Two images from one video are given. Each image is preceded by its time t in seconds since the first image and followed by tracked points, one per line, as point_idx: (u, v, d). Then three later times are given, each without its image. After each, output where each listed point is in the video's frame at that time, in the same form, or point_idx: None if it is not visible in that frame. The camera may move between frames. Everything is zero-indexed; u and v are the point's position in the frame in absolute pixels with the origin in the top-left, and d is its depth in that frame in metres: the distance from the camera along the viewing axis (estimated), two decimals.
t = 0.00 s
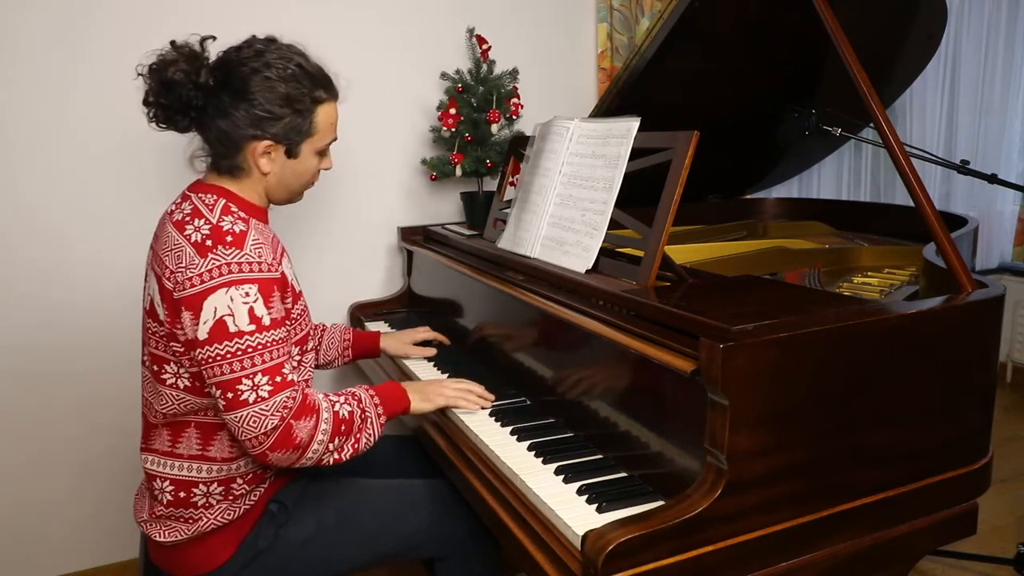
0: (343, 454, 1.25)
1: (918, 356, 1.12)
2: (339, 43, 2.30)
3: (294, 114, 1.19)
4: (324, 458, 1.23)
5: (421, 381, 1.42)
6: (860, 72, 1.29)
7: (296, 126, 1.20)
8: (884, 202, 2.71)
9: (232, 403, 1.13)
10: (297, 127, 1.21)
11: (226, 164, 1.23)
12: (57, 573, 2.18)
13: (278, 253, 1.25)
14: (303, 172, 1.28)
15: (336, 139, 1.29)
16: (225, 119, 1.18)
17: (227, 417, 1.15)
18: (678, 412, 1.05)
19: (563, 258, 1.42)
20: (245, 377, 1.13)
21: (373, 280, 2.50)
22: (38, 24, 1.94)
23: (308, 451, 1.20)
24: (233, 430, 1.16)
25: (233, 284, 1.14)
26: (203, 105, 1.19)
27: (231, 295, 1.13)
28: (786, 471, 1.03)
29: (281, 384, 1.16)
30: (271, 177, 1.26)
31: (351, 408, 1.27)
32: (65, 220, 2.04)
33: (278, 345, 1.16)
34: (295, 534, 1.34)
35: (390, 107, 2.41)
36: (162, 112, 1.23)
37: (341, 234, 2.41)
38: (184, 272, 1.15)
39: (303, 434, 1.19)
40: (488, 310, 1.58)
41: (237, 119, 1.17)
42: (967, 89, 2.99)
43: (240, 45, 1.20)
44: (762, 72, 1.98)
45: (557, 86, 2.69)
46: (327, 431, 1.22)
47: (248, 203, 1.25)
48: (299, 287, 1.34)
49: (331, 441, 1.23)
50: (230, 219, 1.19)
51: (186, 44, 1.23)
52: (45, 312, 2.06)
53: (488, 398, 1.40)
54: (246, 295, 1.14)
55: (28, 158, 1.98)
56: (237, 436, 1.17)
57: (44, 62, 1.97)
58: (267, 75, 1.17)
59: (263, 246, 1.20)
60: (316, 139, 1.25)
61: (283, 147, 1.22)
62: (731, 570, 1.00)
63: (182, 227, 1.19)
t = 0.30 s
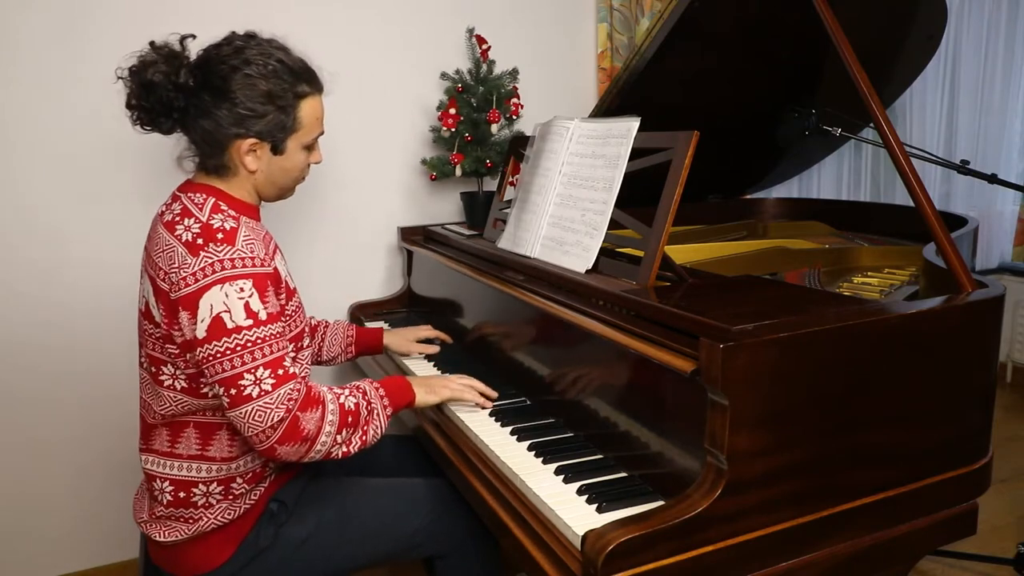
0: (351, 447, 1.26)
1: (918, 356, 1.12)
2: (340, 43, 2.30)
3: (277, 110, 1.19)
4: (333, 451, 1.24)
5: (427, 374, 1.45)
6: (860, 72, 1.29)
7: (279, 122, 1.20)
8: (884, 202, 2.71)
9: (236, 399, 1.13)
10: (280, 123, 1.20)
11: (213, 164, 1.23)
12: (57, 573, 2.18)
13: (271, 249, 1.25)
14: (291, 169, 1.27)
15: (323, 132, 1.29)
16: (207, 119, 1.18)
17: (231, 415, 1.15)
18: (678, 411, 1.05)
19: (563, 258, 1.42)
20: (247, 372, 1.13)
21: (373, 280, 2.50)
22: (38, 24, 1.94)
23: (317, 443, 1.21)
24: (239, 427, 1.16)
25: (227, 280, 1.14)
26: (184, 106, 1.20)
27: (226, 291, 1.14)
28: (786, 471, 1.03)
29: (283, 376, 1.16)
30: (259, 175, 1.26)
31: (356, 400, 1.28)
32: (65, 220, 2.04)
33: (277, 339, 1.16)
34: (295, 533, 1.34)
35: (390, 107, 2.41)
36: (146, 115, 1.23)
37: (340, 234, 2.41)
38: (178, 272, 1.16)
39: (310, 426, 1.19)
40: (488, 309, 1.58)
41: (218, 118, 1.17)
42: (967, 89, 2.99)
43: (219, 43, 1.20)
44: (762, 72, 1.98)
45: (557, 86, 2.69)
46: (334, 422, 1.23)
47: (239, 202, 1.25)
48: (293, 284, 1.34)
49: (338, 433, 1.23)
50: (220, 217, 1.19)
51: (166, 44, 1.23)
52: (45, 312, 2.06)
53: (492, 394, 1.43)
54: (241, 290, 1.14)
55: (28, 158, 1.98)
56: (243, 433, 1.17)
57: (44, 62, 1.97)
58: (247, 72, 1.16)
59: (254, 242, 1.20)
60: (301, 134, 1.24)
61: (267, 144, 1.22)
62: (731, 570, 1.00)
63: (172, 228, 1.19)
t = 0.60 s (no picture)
0: (364, 433, 1.26)
1: (918, 356, 1.12)
2: (341, 43, 2.31)
3: (251, 104, 1.19)
4: (347, 437, 1.24)
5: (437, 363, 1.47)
6: (860, 72, 1.29)
7: (254, 116, 1.19)
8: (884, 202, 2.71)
9: (242, 395, 1.14)
10: (256, 118, 1.20)
11: (193, 165, 1.23)
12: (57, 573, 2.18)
13: (258, 246, 1.25)
14: (273, 164, 1.27)
15: (302, 124, 1.28)
16: (182, 119, 1.18)
17: (240, 412, 1.16)
18: (678, 411, 1.05)
19: (563, 258, 1.42)
20: (250, 367, 1.13)
21: (373, 280, 2.50)
22: (38, 24, 1.94)
23: (329, 431, 1.21)
24: (249, 423, 1.17)
25: (217, 280, 1.14)
26: (157, 109, 1.20)
27: (217, 290, 1.14)
28: (786, 471, 1.03)
29: (287, 367, 1.16)
30: (240, 172, 1.25)
31: (365, 385, 1.28)
32: (65, 220, 2.04)
33: (275, 331, 1.17)
34: (293, 535, 1.34)
35: (390, 107, 2.41)
36: (119, 122, 1.24)
37: (340, 234, 2.41)
38: (166, 276, 1.16)
39: (321, 415, 1.20)
40: (486, 308, 1.58)
41: (192, 117, 1.17)
42: (967, 89, 2.99)
43: (188, 42, 1.20)
44: (762, 72, 1.98)
45: (557, 86, 2.69)
46: (345, 408, 1.23)
47: (223, 203, 1.25)
48: (282, 283, 1.34)
49: (350, 419, 1.24)
50: (203, 218, 1.19)
51: (135, 48, 1.24)
52: (46, 312, 2.06)
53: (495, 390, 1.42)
54: (232, 288, 1.14)
55: (27, 158, 1.98)
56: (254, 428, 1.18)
57: (44, 62, 1.97)
58: (216, 69, 1.16)
59: (240, 240, 1.20)
60: (279, 127, 1.24)
61: (245, 140, 1.22)
62: (732, 570, 1.00)
63: (156, 231, 1.20)
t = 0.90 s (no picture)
0: (364, 425, 1.26)
1: (918, 356, 1.12)
2: (339, 42, 2.30)
3: (219, 97, 1.19)
4: (346, 430, 1.24)
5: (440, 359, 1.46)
6: (860, 72, 1.29)
7: (223, 109, 1.19)
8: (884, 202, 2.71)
9: (236, 392, 1.14)
10: (225, 111, 1.20)
11: (169, 165, 1.23)
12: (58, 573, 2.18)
13: (238, 247, 1.26)
14: (250, 160, 1.26)
15: (276, 118, 1.28)
16: (152, 118, 1.19)
17: (236, 410, 1.16)
18: (677, 411, 1.05)
19: (563, 258, 1.42)
20: (241, 363, 1.14)
21: (373, 280, 2.50)
22: (38, 24, 1.94)
23: (327, 423, 1.21)
24: (246, 419, 1.17)
25: (199, 280, 1.15)
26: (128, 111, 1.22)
27: (200, 291, 1.14)
28: (786, 471, 1.03)
29: (278, 362, 1.16)
30: (217, 169, 1.25)
31: (364, 377, 1.27)
32: (64, 221, 2.04)
33: (264, 327, 1.18)
34: (291, 538, 1.34)
35: (391, 107, 2.41)
36: (95, 127, 1.26)
37: (340, 235, 2.41)
38: (148, 280, 1.17)
39: (319, 406, 1.20)
40: (487, 308, 1.58)
41: (162, 115, 1.18)
42: (967, 89, 2.99)
43: (154, 42, 1.21)
44: (762, 72, 1.98)
45: (557, 86, 2.69)
46: (343, 401, 1.23)
47: (201, 203, 1.25)
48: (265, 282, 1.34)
49: (349, 411, 1.23)
50: (181, 220, 1.20)
51: (106, 53, 1.25)
52: (46, 312, 2.06)
53: (495, 390, 1.41)
54: (215, 288, 1.15)
55: (26, 159, 1.98)
56: (252, 424, 1.18)
57: (45, 63, 1.97)
58: (182, 64, 1.17)
59: (219, 239, 1.21)
60: (252, 120, 1.24)
61: (218, 135, 1.22)
62: (732, 570, 1.00)
63: (135, 235, 1.20)
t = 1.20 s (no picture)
0: (358, 419, 1.26)
1: (918, 356, 1.12)
2: (338, 40, 2.30)
3: (199, 92, 1.20)
4: (340, 424, 1.24)
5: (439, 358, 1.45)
6: (860, 72, 1.29)
7: (203, 103, 1.20)
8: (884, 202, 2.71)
9: (225, 383, 1.15)
10: (205, 105, 1.21)
11: (150, 161, 1.23)
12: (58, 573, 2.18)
13: (223, 244, 1.26)
14: (230, 155, 1.26)
15: (256, 116, 1.29)
16: (133, 113, 1.20)
17: (225, 401, 1.17)
18: (677, 411, 1.05)
19: (563, 258, 1.42)
20: (229, 355, 1.15)
21: (373, 280, 2.50)
22: (38, 24, 1.94)
23: (319, 414, 1.22)
24: (237, 411, 1.18)
25: (183, 275, 1.15)
26: (110, 109, 1.23)
27: (185, 286, 1.15)
28: (786, 471, 1.03)
29: (265, 353, 1.17)
30: (197, 165, 1.25)
31: (359, 372, 1.28)
32: (63, 221, 2.04)
33: (250, 319, 1.18)
34: (289, 535, 1.34)
35: (391, 107, 2.41)
36: (78, 128, 1.27)
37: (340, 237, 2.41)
38: (133, 278, 1.17)
39: (310, 397, 1.21)
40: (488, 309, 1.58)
41: (142, 109, 1.19)
42: (967, 89, 2.99)
43: (137, 42, 1.23)
44: (762, 72, 1.98)
45: (557, 86, 2.69)
46: (336, 393, 1.24)
47: (184, 203, 1.25)
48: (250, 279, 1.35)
49: (342, 403, 1.24)
50: (164, 218, 1.20)
51: (90, 56, 1.28)
52: (46, 312, 2.06)
53: (496, 390, 1.40)
54: (200, 282, 1.15)
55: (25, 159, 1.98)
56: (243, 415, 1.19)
57: (45, 62, 1.97)
58: (162, 59, 1.18)
59: (202, 235, 1.21)
60: (231, 115, 1.25)
61: (197, 129, 1.22)
62: (732, 570, 1.00)
63: (119, 234, 1.20)
